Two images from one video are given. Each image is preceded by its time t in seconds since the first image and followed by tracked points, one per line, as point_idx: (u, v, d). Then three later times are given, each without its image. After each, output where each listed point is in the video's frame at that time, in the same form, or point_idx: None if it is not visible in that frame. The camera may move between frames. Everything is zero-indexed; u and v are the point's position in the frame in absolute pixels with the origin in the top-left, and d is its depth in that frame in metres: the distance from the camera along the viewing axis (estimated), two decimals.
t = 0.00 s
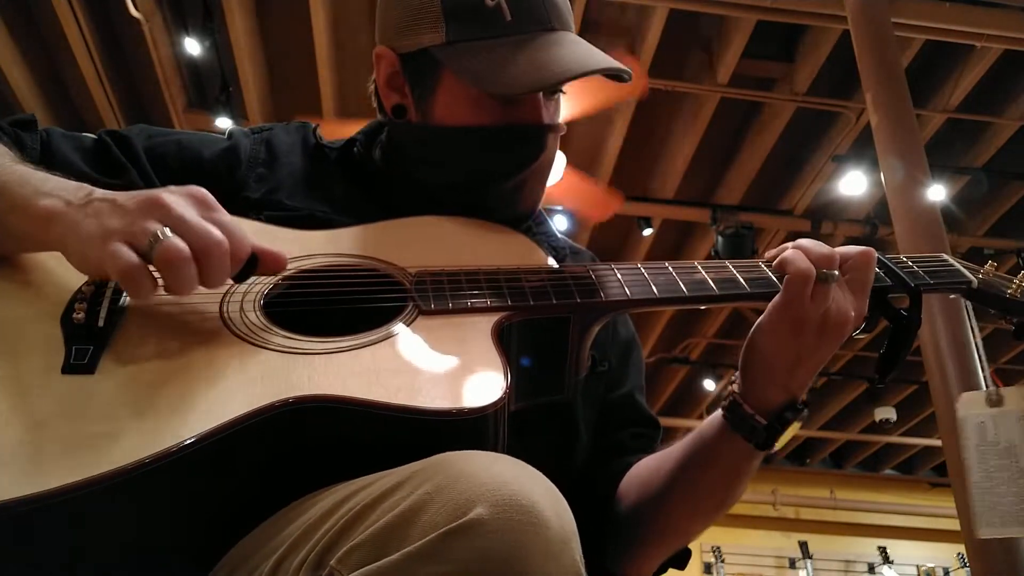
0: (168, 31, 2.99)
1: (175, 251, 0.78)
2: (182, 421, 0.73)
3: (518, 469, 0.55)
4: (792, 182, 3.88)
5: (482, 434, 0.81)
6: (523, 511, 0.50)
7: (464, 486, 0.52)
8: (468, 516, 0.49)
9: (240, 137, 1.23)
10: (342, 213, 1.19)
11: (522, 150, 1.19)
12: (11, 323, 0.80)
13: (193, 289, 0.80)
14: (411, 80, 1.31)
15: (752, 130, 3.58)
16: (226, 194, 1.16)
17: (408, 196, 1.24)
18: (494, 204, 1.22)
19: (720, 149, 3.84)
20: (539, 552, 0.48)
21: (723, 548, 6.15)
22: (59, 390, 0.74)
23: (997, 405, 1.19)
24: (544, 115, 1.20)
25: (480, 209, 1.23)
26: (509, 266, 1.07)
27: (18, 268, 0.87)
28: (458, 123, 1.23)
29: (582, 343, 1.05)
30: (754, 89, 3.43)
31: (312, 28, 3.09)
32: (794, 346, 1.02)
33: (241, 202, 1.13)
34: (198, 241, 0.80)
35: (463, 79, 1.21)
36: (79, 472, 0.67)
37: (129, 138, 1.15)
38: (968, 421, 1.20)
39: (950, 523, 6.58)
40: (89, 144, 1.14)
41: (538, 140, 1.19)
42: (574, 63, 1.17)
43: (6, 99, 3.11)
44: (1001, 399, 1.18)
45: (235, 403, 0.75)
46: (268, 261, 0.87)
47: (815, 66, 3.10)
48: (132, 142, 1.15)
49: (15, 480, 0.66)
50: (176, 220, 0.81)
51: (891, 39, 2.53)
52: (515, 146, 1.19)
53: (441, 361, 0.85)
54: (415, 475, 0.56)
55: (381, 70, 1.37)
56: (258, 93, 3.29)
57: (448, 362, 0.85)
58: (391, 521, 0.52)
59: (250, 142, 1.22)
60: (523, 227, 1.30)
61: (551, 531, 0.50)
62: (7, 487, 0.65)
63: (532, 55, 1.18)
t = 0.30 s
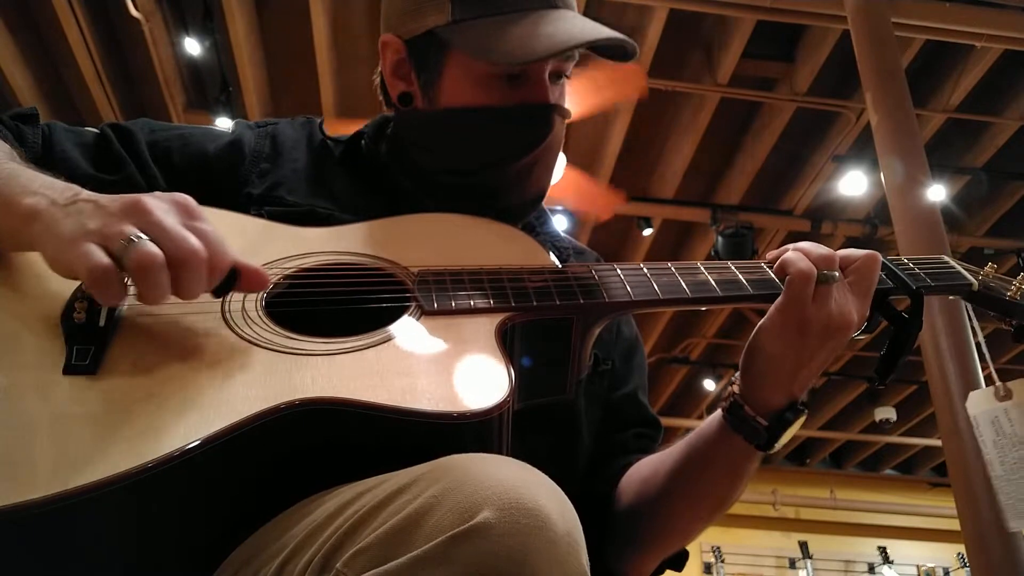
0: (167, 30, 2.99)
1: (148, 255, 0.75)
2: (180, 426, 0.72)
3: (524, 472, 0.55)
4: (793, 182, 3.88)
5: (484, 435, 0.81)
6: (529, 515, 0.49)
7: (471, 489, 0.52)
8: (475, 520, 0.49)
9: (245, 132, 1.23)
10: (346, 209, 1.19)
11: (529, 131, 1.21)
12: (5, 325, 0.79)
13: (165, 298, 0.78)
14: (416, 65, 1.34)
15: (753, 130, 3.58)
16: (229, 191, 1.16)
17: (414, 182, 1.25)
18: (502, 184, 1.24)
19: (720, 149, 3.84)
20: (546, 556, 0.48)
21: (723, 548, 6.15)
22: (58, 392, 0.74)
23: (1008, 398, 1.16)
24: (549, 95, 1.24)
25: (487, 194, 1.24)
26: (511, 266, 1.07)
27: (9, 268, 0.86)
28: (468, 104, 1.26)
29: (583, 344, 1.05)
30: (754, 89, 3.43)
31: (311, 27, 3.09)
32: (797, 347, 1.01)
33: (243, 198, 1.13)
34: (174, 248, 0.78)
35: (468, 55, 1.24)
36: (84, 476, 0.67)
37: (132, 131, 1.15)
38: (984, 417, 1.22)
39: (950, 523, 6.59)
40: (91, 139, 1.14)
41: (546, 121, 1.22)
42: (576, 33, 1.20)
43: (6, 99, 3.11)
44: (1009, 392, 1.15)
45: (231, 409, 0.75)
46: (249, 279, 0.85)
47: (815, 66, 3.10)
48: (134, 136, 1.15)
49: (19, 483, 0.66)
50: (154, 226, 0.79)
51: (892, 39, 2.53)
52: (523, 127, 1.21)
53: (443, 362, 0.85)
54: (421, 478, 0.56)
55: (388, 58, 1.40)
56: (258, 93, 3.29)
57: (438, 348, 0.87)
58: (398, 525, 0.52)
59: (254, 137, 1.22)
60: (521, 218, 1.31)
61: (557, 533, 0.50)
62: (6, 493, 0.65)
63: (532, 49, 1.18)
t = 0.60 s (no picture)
0: (167, 30, 2.99)
1: (161, 258, 0.75)
2: (181, 424, 0.72)
3: (523, 470, 0.55)
4: (793, 182, 3.88)
5: (484, 435, 0.81)
6: (528, 514, 0.49)
7: (470, 488, 0.52)
8: (474, 518, 0.49)
9: (245, 130, 1.23)
10: (345, 206, 1.19)
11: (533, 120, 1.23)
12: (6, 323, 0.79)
13: (180, 296, 0.78)
14: (420, 56, 1.34)
15: (753, 130, 3.58)
16: (230, 189, 1.16)
17: (416, 176, 1.26)
18: (510, 171, 1.25)
19: (720, 149, 3.84)
20: (545, 555, 0.48)
21: (723, 548, 6.15)
22: (58, 390, 0.74)
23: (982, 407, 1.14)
24: (553, 79, 1.27)
25: (489, 183, 1.25)
26: (511, 265, 1.07)
27: (7, 266, 0.86)
28: (473, 91, 1.27)
29: (583, 343, 1.05)
30: (754, 89, 3.43)
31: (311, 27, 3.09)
32: (797, 346, 1.01)
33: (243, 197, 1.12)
34: (185, 247, 0.78)
35: (477, 39, 1.25)
36: (86, 475, 0.67)
37: (132, 131, 1.15)
38: (951, 421, 1.14)
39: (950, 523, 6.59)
40: (92, 138, 1.14)
41: (550, 106, 1.24)
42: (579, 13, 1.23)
43: (6, 99, 3.11)
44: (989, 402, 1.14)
45: (232, 407, 0.75)
46: (259, 262, 0.87)
47: (815, 66, 3.10)
48: (134, 136, 1.15)
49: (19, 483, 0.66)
50: (161, 225, 0.78)
51: (892, 39, 2.52)
52: (528, 112, 1.23)
53: (445, 361, 0.85)
54: (420, 477, 0.56)
55: (390, 50, 1.40)
56: (258, 93, 3.30)
57: (440, 345, 0.87)
58: (396, 524, 0.52)
59: (254, 135, 1.22)
60: (520, 211, 1.31)
61: (556, 532, 0.50)
62: (6, 493, 0.65)
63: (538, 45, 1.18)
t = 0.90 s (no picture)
0: (167, 30, 2.99)
1: (176, 256, 0.78)
2: (181, 423, 0.72)
3: (521, 469, 0.55)
4: (792, 182, 3.88)
5: (482, 435, 0.81)
6: (527, 512, 0.49)
7: (468, 486, 0.52)
8: (472, 516, 0.49)
9: (243, 133, 1.23)
10: (344, 208, 1.19)
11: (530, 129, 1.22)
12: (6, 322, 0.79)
13: (195, 294, 0.80)
14: (422, 60, 1.35)
15: (753, 130, 3.58)
16: (229, 191, 1.16)
17: (412, 178, 1.26)
18: (503, 180, 1.25)
19: (720, 149, 3.84)
20: (543, 553, 0.48)
21: (723, 548, 6.15)
22: (58, 391, 0.74)
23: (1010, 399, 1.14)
24: (554, 90, 1.26)
25: (489, 187, 1.25)
26: (510, 265, 1.07)
27: (9, 267, 0.86)
28: (472, 99, 1.27)
29: (582, 343, 1.05)
30: (754, 89, 3.43)
31: (311, 28, 3.09)
32: (794, 346, 1.01)
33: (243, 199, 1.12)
34: (199, 245, 0.80)
35: (478, 48, 1.25)
36: (86, 473, 0.67)
37: (130, 134, 1.15)
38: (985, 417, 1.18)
39: (950, 523, 6.59)
40: (91, 142, 1.14)
41: (550, 114, 1.23)
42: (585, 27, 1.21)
43: (6, 99, 3.11)
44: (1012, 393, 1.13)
45: (232, 406, 0.75)
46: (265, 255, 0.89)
47: (815, 66, 3.10)
48: (133, 139, 1.14)
49: (15, 483, 0.66)
50: (174, 225, 0.81)
51: (891, 39, 2.53)
52: (527, 119, 1.22)
53: (445, 361, 0.85)
54: (420, 474, 0.56)
55: (390, 54, 1.40)
56: (258, 93, 3.30)
57: (446, 353, 0.86)
58: (395, 521, 0.52)
59: (252, 138, 1.22)
60: (519, 215, 1.31)
61: (554, 530, 0.50)
62: (6, 491, 0.65)
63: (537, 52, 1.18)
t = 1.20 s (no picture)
0: (168, 30, 2.99)
1: (193, 242, 0.78)
2: (183, 422, 0.72)
3: (521, 467, 0.55)
4: (792, 182, 3.88)
5: (483, 434, 0.81)
6: (528, 509, 0.49)
7: (469, 483, 0.52)
8: (473, 513, 0.49)
9: (244, 134, 1.23)
10: (346, 208, 1.19)
11: (528, 133, 1.22)
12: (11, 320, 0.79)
13: (211, 282, 0.80)
14: (417, 63, 1.35)
15: (753, 130, 3.58)
16: (231, 192, 1.16)
17: (411, 180, 1.26)
18: (501, 185, 1.24)
19: (720, 149, 3.84)
20: (544, 549, 0.48)
21: (723, 548, 6.15)
22: (61, 388, 0.74)
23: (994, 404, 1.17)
24: (548, 94, 1.26)
25: (489, 189, 1.25)
26: (512, 265, 1.07)
27: (16, 264, 0.86)
28: (466, 103, 1.27)
29: (583, 344, 1.05)
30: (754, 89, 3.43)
31: (311, 27, 3.09)
32: (794, 349, 1.01)
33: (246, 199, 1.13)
34: (214, 233, 0.80)
35: (470, 53, 1.25)
36: (89, 470, 0.67)
37: (132, 134, 1.15)
38: (962, 419, 1.18)
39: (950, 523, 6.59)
40: (93, 142, 1.14)
41: (545, 117, 1.23)
42: (576, 32, 1.20)
43: (7, 100, 3.11)
44: (997, 400, 1.17)
45: (234, 404, 0.75)
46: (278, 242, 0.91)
47: (815, 66, 3.10)
48: (135, 139, 1.14)
49: (17, 481, 0.65)
50: (188, 214, 0.82)
51: (892, 39, 2.53)
52: (526, 121, 1.22)
53: (446, 360, 0.85)
54: (420, 473, 0.56)
55: (388, 56, 1.40)
56: (258, 93, 3.30)
57: (447, 353, 0.86)
58: (395, 520, 0.52)
59: (254, 139, 1.22)
60: (520, 217, 1.32)
61: (555, 528, 0.50)
62: (8, 489, 0.65)
63: (525, 57, 1.19)
